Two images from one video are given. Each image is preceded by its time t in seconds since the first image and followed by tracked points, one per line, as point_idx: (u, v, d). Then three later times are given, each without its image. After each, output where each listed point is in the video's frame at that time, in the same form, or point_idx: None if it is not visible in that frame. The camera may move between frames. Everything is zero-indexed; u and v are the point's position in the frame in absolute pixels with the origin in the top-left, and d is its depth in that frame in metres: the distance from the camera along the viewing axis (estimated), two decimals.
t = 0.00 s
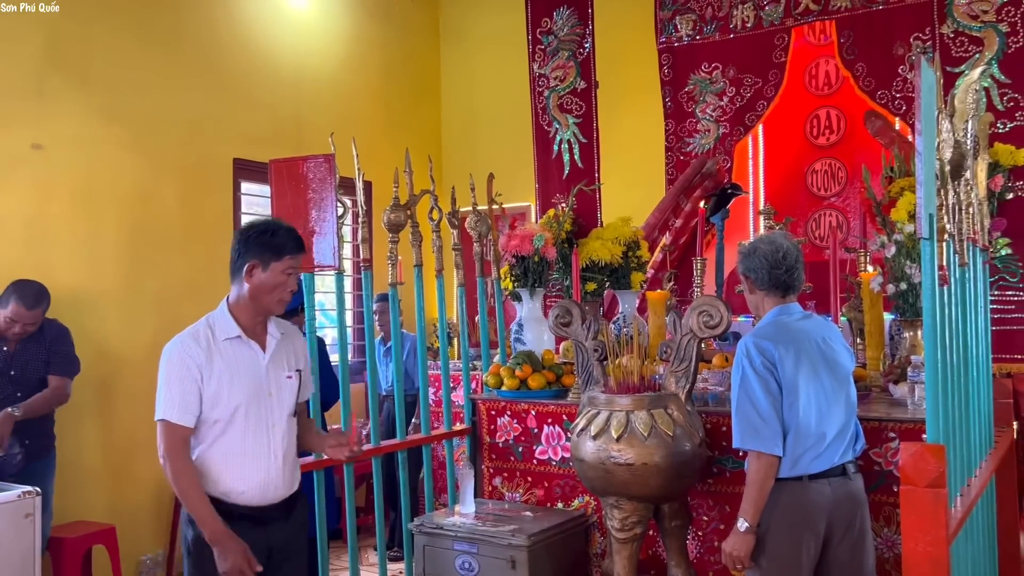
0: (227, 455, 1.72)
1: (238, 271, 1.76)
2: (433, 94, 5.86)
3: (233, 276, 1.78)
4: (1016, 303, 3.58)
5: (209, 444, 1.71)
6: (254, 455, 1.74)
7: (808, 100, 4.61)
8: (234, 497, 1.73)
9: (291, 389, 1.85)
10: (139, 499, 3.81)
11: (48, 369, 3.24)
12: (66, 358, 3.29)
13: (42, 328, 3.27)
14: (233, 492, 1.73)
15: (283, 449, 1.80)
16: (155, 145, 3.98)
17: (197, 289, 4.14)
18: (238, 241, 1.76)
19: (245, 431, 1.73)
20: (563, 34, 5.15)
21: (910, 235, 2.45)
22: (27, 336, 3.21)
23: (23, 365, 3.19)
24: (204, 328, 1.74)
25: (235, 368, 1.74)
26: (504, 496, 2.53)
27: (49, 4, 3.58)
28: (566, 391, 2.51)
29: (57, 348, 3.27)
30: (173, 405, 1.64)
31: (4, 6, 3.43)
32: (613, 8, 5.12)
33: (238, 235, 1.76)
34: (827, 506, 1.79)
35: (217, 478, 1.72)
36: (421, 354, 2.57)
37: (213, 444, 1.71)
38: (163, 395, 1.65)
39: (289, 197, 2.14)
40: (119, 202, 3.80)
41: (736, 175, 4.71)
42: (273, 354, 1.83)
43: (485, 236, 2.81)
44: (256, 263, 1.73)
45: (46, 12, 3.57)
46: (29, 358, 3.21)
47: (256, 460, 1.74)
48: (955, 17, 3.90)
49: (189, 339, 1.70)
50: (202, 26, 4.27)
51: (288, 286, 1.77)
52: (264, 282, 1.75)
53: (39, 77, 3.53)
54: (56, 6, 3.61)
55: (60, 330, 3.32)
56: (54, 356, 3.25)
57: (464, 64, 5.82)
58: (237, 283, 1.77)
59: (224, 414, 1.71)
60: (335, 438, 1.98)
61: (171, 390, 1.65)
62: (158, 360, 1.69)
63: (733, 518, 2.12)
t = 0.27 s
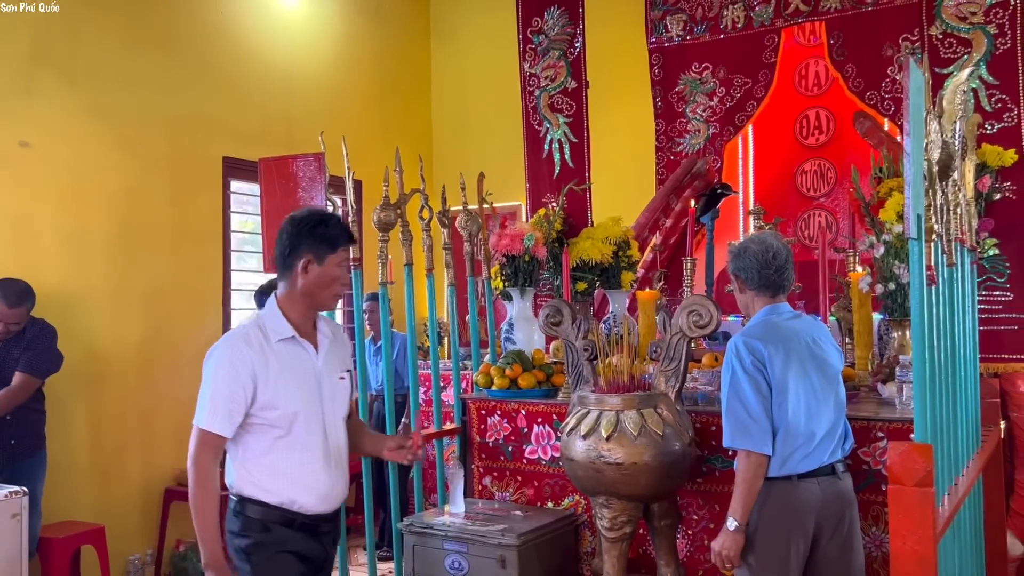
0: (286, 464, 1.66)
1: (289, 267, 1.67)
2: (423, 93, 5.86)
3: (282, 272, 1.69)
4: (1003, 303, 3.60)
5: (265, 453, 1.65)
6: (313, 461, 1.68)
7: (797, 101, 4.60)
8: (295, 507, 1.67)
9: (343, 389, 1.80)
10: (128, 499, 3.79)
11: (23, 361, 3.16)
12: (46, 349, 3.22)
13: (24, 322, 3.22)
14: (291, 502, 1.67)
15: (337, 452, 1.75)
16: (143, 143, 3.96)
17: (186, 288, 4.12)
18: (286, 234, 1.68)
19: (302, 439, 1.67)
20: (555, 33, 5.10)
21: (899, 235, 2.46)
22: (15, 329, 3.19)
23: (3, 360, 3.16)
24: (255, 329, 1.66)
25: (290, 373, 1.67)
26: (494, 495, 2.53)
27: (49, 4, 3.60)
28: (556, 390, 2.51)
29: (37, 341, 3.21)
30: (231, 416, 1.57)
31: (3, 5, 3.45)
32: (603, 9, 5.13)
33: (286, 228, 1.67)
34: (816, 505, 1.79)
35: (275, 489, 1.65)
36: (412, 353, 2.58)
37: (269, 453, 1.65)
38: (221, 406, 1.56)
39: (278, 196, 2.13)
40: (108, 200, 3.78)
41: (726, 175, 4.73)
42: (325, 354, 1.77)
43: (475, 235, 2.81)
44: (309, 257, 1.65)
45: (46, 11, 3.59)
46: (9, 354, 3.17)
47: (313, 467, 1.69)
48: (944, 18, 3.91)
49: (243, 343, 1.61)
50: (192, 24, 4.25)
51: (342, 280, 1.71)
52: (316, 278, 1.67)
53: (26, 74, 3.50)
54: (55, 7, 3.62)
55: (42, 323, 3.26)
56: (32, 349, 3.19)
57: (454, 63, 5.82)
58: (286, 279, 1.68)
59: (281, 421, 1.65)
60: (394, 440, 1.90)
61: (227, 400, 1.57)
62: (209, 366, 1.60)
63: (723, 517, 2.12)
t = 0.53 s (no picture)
0: (368, 480, 1.45)
1: (350, 265, 1.48)
2: (415, 92, 5.85)
3: (339, 275, 1.50)
4: (992, 302, 3.59)
5: (342, 470, 1.44)
6: (395, 472, 1.49)
7: (789, 101, 4.62)
8: (381, 525, 1.47)
9: (407, 393, 1.61)
10: (119, 499, 3.78)
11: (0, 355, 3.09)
12: (24, 344, 3.17)
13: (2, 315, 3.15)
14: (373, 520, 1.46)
15: (413, 463, 1.56)
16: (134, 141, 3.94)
17: (177, 287, 4.10)
18: (344, 226, 1.48)
19: (382, 450, 1.47)
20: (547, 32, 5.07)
21: (890, 235, 2.47)
22: None
23: None
24: (318, 333, 1.45)
25: (362, 379, 1.46)
26: (486, 495, 2.53)
27: (50, 4, 3.62)
28: (548, 390, 2.51)
29: (14, 335, 3.14)
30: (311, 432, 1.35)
31: (3, 5, 3.46)
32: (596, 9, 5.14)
33: (344, 220, 1.48)
34: (807, 504, 1.80)
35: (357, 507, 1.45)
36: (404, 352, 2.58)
37: (348, 467, 1.44)
38: (299, 420, 1.34)
39: (269, 195, 2.12)
40: (98, 198, 3.76)
41: (717, 175, 4.74)
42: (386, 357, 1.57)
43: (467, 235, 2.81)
44: (375, 253, 1.47)
45: (48, 12, 3.61)
46: None
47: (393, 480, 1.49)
48: (934, 19, 3.93)
49: (311, 349, 1.40)
50: (183, 22, 4.23)
51: (403, 278, 1.52)
52: (382, 276, 1.49)
53: (15, 71, 3.48)
54: (56, 7, 3.65)
55: (19, 317, 3.19)
56: (7, 343, 3.12)
57: (446, 62, 5.81)
58: (346, 278, 1.49)
59: (359, 433, 1.44)
60: (465, 451, 1.71)
61: (304, 414, 1.35)
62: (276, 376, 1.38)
63: (714, 515, 2.13)
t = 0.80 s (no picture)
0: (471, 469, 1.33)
1: (435, 256, 1.30)
2: (410, 90, 5.84)
3: (421, 265, 1.32)
4: (986, 302, 3.55)
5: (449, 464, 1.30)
6: (479, 478, 1.35)
7: (783, 101, 4.63)
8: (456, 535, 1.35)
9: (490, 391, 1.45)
10: (112, 498, 3.77)
11: None
12: (20, 343, 3.16)
13: None
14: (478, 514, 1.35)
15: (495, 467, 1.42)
16: (128, 139, 3.93)
17: (171, 286, 4.09)
18: (429, 207, 1.29)
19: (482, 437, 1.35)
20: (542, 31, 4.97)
21: (884, 235, 2.48)
22: None
23: None
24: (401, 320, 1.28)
25: (452, 376, 1.31)
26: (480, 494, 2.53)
27: (49, 3, 3.62)
28: (543, 390, 2.53)
29: (10, 334, 3.13)
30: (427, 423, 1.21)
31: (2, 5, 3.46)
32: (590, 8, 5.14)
33: (429, 200, 1.29)
34: (801, 504, 1.80)
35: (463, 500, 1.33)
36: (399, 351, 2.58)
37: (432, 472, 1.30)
38: (393, 419, 1.19)
39: (263, 193, 2.11)
40: (92, 196, 3.75)
41: (712, 175, 4.75)
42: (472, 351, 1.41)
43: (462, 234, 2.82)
44: (465, 240, 1.28)
45: (47, 11, 3.62)
46: None
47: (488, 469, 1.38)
48: (928, 19, 3.92)
49: (405, 340, 1.24)
50: (178, 20, 4.22)
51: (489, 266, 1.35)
52: (471, 263, 1.31)
53: (9, 69, 3.47)
54: (55, 7, 3.65)
55: (13, 316, 3.17)
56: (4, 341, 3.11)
57: (440, 61, 5.81)
58: (431, 267, 1.31)
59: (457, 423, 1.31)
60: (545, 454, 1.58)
61: (408, 405, 1.20)
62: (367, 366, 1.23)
63: (709, 514, 2.13)
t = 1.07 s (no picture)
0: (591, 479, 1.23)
1: (539, 256, 1.21)
2: (407, 89, 5.84)
3: (525, 264, 1.24)
4: (982, 301, 3.47)
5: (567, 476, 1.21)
6: (598, 500, 1.26)
7: (780, 100, 4.65)
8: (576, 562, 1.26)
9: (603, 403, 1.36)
10: (109, 497, 3.76)
11: None
12: (20, 344, 3.16)
13: None
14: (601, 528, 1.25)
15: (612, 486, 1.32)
16: (125, 138, 3.92)
17: (167, 285, 4.08)
18: (534, 208, 1.23)
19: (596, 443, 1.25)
20: (540, 30, 4.95)
21: (880, 234, 2.49)
22: None
23: None
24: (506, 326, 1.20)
25: (564, 387, 1.21)
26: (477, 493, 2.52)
27: (49, 4, 3.63)
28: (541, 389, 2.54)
29: (10, 334, 3.13)
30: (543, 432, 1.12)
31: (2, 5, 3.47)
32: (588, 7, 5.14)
33: (535, 200, 1.23)
34: (798, 503, 1.81)
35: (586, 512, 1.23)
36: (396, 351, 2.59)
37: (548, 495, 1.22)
38: (507, 436, 1.11)
39: (260, 192, 2.11)
40: (88, 194, 3.74)
41: (709, 175, 4.75)
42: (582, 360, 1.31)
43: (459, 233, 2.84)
44: (568, 242, 1.20)
45: (47, 12, 3.62)
46: None
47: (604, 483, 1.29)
48: (925, 19, 3.92)
49: (514, 350, 1.15)
50: (175, 19, 4.22)
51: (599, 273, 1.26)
52: (574, 269, 1.22)
53: (6, 67, 3.45)
54: (54, 7, 3.65)
55: (13, 316, 3.16)
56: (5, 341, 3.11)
57: (437, 60, 5.81)
58: (534, 269, 1.23)
59: (572, 433, 1.22)
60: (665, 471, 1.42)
61: (523, 423, 1.12)
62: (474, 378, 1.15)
63: (707, 512, 2.14)
